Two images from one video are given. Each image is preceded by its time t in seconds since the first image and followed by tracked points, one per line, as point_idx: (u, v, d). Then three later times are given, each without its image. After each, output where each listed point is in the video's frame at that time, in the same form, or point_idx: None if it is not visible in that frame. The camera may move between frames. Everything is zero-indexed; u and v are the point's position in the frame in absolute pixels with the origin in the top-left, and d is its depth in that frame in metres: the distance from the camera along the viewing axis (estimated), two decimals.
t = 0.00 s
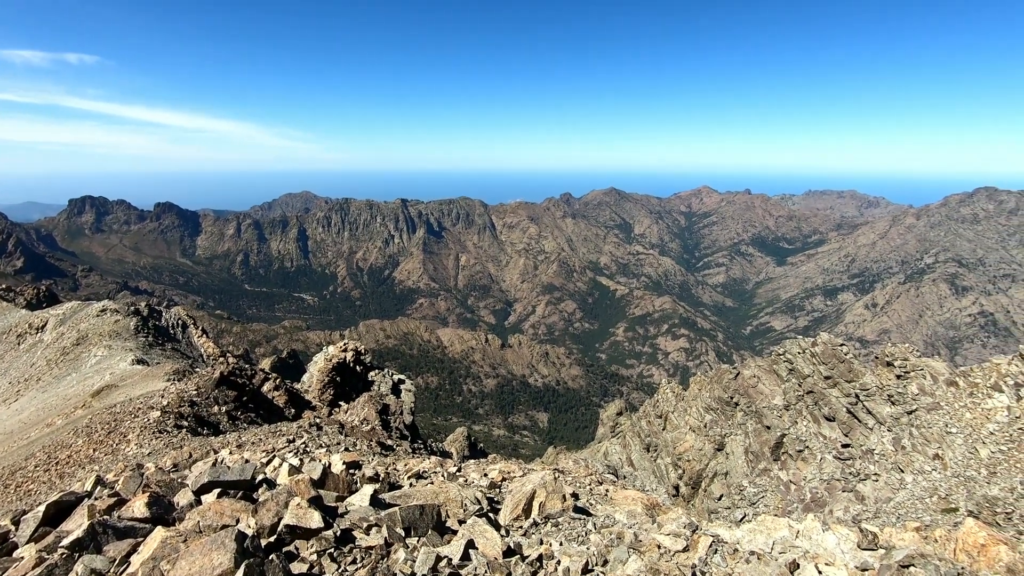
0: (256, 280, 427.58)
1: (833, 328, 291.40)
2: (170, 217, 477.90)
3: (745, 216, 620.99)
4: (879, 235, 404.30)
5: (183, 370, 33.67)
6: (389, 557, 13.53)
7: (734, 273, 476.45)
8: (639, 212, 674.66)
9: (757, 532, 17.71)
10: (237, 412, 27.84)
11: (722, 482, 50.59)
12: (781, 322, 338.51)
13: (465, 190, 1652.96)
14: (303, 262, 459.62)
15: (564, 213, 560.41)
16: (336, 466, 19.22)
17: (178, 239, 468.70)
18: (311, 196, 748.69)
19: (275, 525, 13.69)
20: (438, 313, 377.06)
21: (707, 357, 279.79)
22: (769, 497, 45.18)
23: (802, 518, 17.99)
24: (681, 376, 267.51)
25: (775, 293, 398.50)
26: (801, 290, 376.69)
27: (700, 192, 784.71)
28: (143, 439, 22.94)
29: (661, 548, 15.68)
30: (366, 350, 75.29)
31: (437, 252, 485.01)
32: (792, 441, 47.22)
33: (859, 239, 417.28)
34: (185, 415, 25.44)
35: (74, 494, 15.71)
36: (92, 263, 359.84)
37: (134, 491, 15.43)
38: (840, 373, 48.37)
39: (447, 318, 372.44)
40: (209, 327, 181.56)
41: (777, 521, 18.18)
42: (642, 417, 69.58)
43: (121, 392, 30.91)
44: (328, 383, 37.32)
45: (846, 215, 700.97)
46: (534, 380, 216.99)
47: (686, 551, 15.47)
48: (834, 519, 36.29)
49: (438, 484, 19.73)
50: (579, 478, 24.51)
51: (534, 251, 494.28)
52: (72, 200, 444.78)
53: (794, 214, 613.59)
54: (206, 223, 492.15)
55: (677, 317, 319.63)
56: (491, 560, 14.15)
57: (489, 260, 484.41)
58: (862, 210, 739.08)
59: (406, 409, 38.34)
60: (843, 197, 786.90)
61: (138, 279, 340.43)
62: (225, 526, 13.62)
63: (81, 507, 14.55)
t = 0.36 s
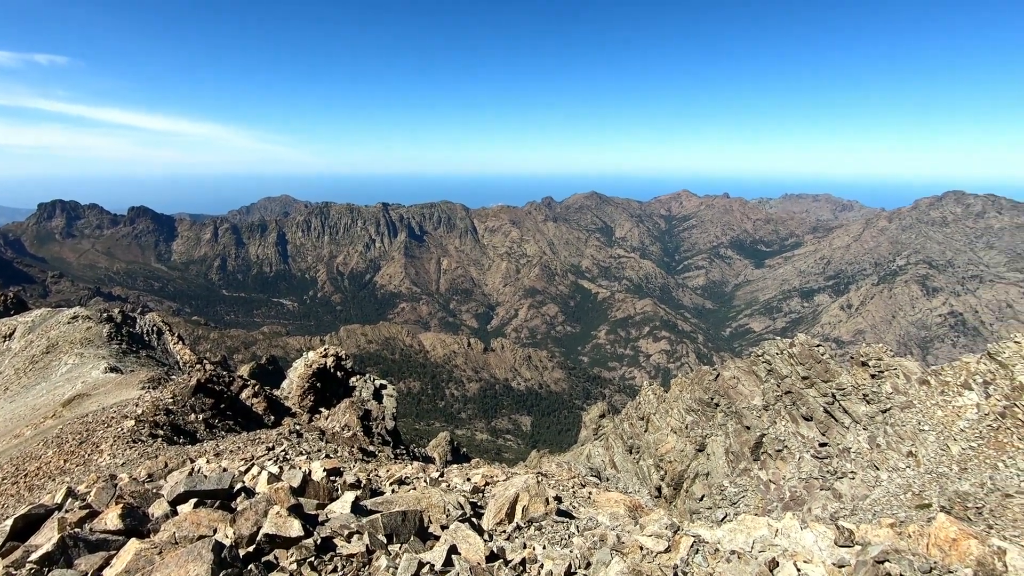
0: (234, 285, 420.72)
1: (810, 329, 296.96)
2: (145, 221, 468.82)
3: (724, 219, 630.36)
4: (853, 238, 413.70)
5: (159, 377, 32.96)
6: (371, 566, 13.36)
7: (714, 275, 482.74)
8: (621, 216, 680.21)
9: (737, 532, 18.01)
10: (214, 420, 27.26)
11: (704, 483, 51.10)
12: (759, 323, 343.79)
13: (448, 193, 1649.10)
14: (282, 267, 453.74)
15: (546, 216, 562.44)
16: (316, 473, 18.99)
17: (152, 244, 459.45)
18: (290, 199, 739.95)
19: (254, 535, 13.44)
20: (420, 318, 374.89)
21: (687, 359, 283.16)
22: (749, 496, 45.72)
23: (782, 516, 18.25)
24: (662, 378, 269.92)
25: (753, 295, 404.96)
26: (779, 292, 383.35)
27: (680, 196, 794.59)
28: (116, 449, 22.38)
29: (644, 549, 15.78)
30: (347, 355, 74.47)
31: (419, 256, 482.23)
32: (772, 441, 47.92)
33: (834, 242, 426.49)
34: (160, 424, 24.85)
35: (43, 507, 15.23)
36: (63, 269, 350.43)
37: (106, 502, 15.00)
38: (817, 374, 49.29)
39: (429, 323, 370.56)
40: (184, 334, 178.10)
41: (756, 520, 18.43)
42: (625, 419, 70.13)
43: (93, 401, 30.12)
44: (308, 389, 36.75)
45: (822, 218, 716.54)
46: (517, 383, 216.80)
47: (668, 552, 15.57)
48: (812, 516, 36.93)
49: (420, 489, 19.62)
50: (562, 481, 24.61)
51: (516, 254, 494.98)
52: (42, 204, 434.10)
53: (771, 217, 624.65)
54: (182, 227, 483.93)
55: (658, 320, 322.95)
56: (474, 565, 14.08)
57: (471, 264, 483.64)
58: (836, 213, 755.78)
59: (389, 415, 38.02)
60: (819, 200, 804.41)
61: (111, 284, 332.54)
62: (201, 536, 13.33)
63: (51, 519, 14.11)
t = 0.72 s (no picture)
0: (210, 290, 412.96)
1: (787, 329, 302.36)
2: (118, 224, 458.95)
3: (703, 222, 639.17)
4: (828, 240, 422.79)
5: (133, 385, 32.06)
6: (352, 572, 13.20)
7: (693, 278, 488.66)
8: (602, 219, 684.83)
9: (718, 531, 18.33)
10: (190, 427, 26.65)
11: (685, 484, 51.68)
12: (738, 325, 348.72)
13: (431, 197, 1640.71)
14: (261, 271, 446.89)
15: (528, 219, 563.69)
16: (296, 480, 18.74)
17: (126, 248, 449.65)
18: (268, 202, 730.01)
19: (231, 543, 13.17)
20: (402, 322, 372.27)
21: (668, 360, 286.28)
22: (730, 496, 46.20)
23: (761, 515, 18.50)
24: (643, 380, 271.84)
25: (732, 297, 411.13)
26: (757, 294, 389.65)
27: (659, 199, 803.34)
28: (88, 459, 21.79)
29: (626, 551, 15.93)
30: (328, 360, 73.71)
31: (400, 260, 478.93)
32: (751, 441, 48.63)
33: (809, 244, 435.32)
34: (134, 433, 24.23)
35: (10, 521, 14.74)
36: (31, 274, 340.45)
37: (78, 513, 14.59)
38: (794, 374, 50.17)
39: (411, 327, 367.89)
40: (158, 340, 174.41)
41: (736, 519, 18.67)
42: (607, 422, 70.63)
43: (62, 410, 29.24)
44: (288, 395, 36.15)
45: (797, 221, 731.69)
46: (499, 387, 216.47)
47: (651, 553, 15.75)
48: (791, 515, 37.48)
49: (402, 495, 19.47)
50: (544, 484, 24.67)
51: (497, 257, 494.82)
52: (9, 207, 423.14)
53: (749, 220, 635.35)
54: (157, 231, 474.64)
55: (639, 322, 326.01)
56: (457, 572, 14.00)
57: (452, 267, 482.21)
58: (811, 216, 771.27)
59: (370, 420, 37.62)
60: (794, 203, 821.29)
61: (82, 290, 324.04)
62: (177, 547, 13.03)
63: (19, 533, 13.66)
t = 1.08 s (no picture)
0: (187, 295, 405.06)
1: (766, 330, 307.17)
2: (90, 229, 448.81)
3: (683, 225, 646.81)
4: (804, 242, 431.10)
5: (106, 394, 31.24)
6: None
7: (674, 280, 493.94)
8: (584, 222, 688.45)
9: (699, 530, 18.63)
10: (167, 436, 26.04)
11: (668, 484, 52.09)
12: (718, 326, 353.08)
13: (413, 200, 1632.58)
14: (239, 277, 439.89)
15: (510, 223, 564.46)
16: (276, 489, 18.47)
17: (98, 253, 439.62)
18: (247, 206, 719.58)
19: (209, 554, 12.92)
20: (384, 326, 369.22)
21: (650, 362, 289.19)
22: (712, 496, 46.64)
23: (741, 514, 18.78)
24: (626, 382, 273.59)
25: (712, 299, 416.65)
26: (736, 296, 395.31)
27: (640, 203, 811.02)
28: (59, 471, 21.18)
29: (610, 552, 16.10)
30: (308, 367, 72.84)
31: (382, 264, 475.49)
32: (732, 441, 49.23)
33: (787, 247, 443.43)
34: (108, 442, 23.64)
35: None
36: None
37: (47, 528, 14.15)
38: (773, 374, 50.96)
39: (393, 331, 365.20)
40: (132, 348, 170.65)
41: (717, 519, 18.88)
42: (590, 424, 71.05)
43: (32, 420, 28.42)
44: (267, 402, 35.58)
45: (775, 223, 745.43)
46: (482, 391, 215.90)
47: (633, 554, 15.97)
48: (772, 514, 37.96)
49: (386, 501, 19.34)
50: (528, 488, 24.72)
51: (480, 261, 494.25)
52: None
53: (728, 224, 645.07)
54: (131, 236, 465.41)
55: (621, 325, 328.66)
56: None
57: (434, 271, 480.20)
58: (788, 219, 785.41)
59: (352, 425, 37.21)
60: (771, 206, 836.40)
61: (52, 297, 315.21)
62: (152, 558, 12.75)
63: None
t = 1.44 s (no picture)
0: (162, 301, 396.29)
1: (746, 331, 311.69)
2: (60, 235, 438.14)
3: (663, 228, 653.79)
4: (782, 245, 438.93)
5: (79, 404, 30.35)
6: None
7: (655, 283, 498.33)
8: (566, 226, 691.44)
9: (680, 531, 18.86)
10: (142, 446, 25.44)
11: (650, 486, 52.40)
12: (699, 328, 357.04)
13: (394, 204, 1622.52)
14: (216, 282, 431.87)
15: (492, 227, 564.71)
16: (254, 497, 18.24)
17: (70, 259, 428.90)
18: (225, 211, 708.37)
19: (185, 567, 12.63)
20: (366, 331, 365.87)
21: (633, 365, 291.56)
22: (694, 496, 47.00)
23: (722, 514, 19.06)
24: (609, 385, 274.99)
25: (693, 301, 421.50)
26: (717, 298, 400.40)
27: (621, 206, 818.08)
28: (27, 485, 20.52)
29: (592, 555, 16.27)
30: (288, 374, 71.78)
31: (364, 268, 471.47)
32: (714, 442, 49.77)
33: (764, 249, 450.94)
34: (80, 454, 23.04)
35: None
36: None
37: (15, 542, 13.70)
38: (753, 374, 51.72)
39: (375, 336, 361.81)
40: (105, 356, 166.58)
41: (698, 519, 19.14)
42: (574, 427, 71.37)
43: None
44: (246, 409, 34.85)
45: (753, 226, 759.08)
46: (465, 395, 215.01)
47: (615, 557, 16.16)
48: (753, 513, 38.39)
49: (368, 508, 19.17)
50: (511, 493, 24.75)
51: (462, 265, 492.94)
52: None
53: (707, 227, 654.14)
54: (104, 241, 455.05)
55: (603, 327, 330.87)
56: None
57: (416, 275, 477.68)
58: (766, 222, 798.56)
59: (334, 432, 36.72)
60: (749, 210, 850.85)
61: (20, 304, 305.67)
62: (124, 573, 12.44)
63: None
